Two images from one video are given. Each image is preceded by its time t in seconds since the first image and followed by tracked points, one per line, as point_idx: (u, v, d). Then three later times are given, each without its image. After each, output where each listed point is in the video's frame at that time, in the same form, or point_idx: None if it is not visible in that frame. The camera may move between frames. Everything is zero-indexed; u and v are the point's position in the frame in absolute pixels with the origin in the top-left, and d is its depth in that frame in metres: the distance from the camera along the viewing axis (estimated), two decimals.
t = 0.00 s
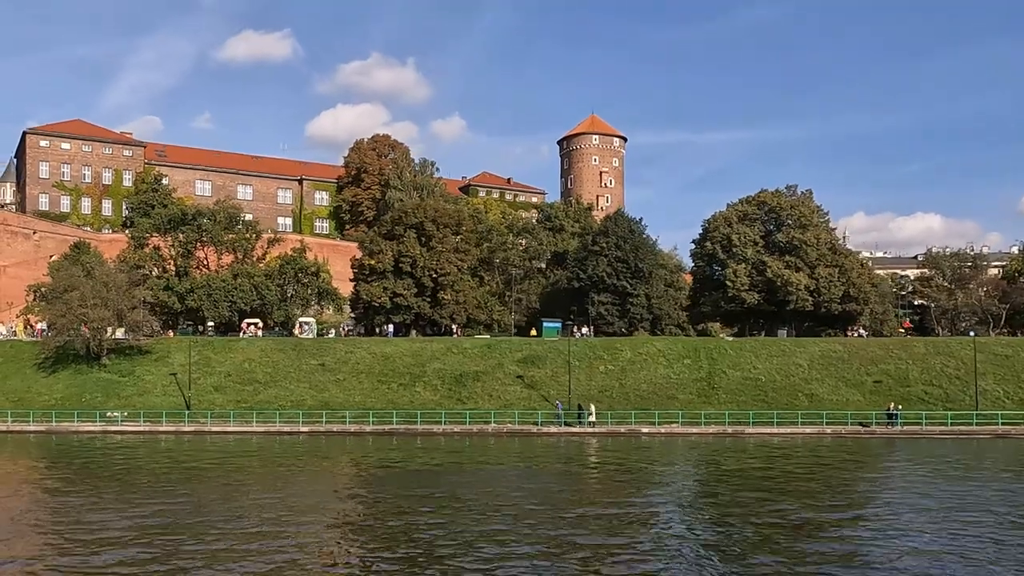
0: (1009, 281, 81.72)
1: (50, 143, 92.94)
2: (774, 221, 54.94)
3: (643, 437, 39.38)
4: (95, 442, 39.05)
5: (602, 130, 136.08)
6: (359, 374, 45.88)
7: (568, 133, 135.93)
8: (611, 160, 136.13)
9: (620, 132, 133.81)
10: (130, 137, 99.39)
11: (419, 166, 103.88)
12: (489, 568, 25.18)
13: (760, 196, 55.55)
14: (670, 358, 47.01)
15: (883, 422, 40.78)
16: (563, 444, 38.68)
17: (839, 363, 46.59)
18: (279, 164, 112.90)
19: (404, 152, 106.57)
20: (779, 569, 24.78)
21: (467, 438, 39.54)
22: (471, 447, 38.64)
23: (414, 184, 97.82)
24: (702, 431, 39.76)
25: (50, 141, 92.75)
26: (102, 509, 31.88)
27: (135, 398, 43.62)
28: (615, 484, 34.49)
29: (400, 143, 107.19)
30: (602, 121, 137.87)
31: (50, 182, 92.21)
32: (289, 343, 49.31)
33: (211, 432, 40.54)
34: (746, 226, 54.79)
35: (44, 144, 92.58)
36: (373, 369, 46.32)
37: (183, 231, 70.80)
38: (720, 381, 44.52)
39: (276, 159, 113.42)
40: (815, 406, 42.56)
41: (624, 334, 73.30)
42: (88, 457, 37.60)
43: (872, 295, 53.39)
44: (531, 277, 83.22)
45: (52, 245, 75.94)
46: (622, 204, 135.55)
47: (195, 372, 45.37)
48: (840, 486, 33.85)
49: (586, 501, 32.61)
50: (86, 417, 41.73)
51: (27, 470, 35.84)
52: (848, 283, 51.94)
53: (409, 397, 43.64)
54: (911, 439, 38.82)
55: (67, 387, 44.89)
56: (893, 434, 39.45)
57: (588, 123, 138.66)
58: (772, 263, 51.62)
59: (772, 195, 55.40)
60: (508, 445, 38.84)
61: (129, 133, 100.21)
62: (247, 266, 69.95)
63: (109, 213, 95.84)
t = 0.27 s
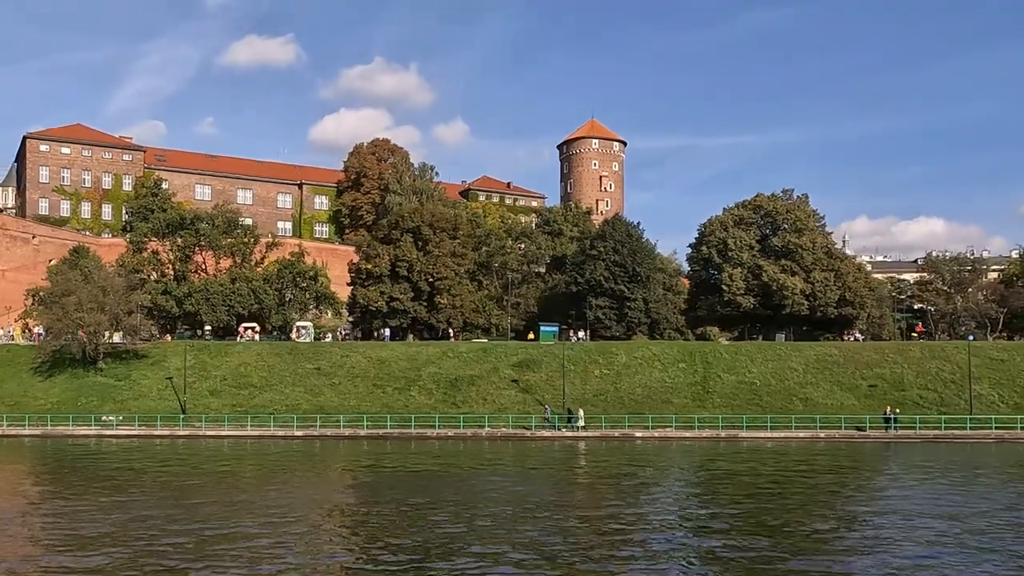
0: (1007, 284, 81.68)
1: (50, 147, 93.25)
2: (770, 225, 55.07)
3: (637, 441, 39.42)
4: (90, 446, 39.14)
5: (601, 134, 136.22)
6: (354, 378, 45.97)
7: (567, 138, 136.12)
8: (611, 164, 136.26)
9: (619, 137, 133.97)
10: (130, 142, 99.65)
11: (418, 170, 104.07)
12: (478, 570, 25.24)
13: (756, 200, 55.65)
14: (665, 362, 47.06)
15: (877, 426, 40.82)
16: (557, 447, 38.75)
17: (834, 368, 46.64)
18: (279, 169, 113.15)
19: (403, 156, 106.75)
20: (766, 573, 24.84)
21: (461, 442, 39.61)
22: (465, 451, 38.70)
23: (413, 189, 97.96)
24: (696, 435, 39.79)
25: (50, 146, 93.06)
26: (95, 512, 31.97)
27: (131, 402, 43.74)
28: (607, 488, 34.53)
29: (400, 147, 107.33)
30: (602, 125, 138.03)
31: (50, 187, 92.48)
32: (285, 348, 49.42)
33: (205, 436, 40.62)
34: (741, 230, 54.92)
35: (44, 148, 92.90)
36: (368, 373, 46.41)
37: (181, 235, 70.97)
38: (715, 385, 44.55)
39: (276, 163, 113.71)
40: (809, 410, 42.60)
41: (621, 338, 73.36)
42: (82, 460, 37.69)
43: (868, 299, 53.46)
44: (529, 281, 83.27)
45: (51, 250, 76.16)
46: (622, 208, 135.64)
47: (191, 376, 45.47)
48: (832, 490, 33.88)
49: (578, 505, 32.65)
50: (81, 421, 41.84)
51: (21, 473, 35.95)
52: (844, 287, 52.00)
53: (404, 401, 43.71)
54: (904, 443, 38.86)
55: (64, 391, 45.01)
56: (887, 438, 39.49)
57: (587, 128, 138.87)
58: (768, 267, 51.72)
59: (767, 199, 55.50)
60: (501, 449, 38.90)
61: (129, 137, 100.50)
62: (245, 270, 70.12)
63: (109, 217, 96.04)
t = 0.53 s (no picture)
0: (1003, 287, 81.67)
1: (48, 150, 93.36)
2: (764, 228, 55.19)
3: (628, 443, 39.48)
4: (83, 448, 39.21)
5: (600, 137, 136.34)
6: (348, 381, 46.01)
7: (565, 141, 136.27)
8: (609, 167, 136.41)
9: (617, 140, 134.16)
10: (128, 145, 99.79)
11: (416, 173, 104.20)
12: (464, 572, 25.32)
13: (750, 203, 55.77)
14: (659, 365, 47.12)
15: (868, 429, 40.87)
16: (549, 450, 38.80)
17: (827, 370, 46.68)
18: (277, 172, 113.28)
19: (401, 159, 106.84)
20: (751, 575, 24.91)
21: (453, 444, 39.65)
22: (457, 454, 38.73)
23: (410, 192, 98.04)
24: (687, 438, 39.84)
25: (48, 148, 93.16)
26: (87, 514, 32.05)
27: (124, 404, 43.80)
28: (599, 491, 34.58)
29: (397, 150, 107.41)
30: (600, 128, 138.16)
31: (48, 190, 92.56)
32: (279, 351, 49.47)
33: (198, 438, 40.68)
34: (735, 233, 55.03)
35: (42, 151, 93.01)
36: (362, 376, 46.47)
37: (178, 238, 71.06)
38: (708, 388, 44.61)
39: (274, 166, 113.87)
40: (801, 413, 42.64)
41: (617, 341, 73.37)
42: (75, 462, 37.76)
43: (862, 301, 53.49)
44: (526, 284, 83.30)
45: (48, 252, 76.27)
46: (620, 211, 135.74)
47: (184, 379, 45.53)
48: (823, 493, 33.91)
49: (567, 507, 32.70)
50: (74, 423, 41.90)
51: (13, 476, 36.01)
52: (838, 290, 52.06)
53: (397, 404, 43.76)
54: (895, 446, 38.92)
55: (58, 394, 45.07)
56: (878, 441, 39.54)
57: (585, 131, 139.05)
58: (762, 270, 51.79)
59: (762, 202, 55.61)
60: (493, 451, 38.95)
61: (127, 140, 100.65)
62: (242, 273, 70.20)
63: (107, 220, 96.19)
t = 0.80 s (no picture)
0: (999, 289, 81.70)
1: (46, 153, 93.48)
2: (758, 230, 55.32)
3: (619, 445, 39.56)
4: (75, 450, 39.29)
5: (597, 140, 136.50)
6: (341, 383, 46.10)
7: (563, 143, 136.41)
8: (607, 170, 136.53)
9: (615, 142, 134.30)
10: (125, 147, 99.91)
11: (414, 175, 104.33)
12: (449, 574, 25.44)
13: (744, 206, 55.88)
14: (652, 367, 47.21)
15: (859, 431, 40.97)
16: (540, 452, 38.88)
17: (820, 372, 46.75)
18: (275, 174, 113.41)
19: (399, 161, 106.94)
20: None
21: (444, 446, 39.74)
22: (448, 456, 38.78)
23: (408, 194, 98.15)
24: (678, 440, 39.93)
25: (46, 151, 93.29)
26: (78, 516, 32.11)
27: (118, 407, 43.88)
28: (589, 493, 34.62)
29: (395, 153, 107.50)
30: (598, 130, 138.30)
31: (45, 193, 92.66)
32: (273, 353, 49.53)
33: (190, 441, 40.75)
34: (729, 236, 55.17)
35: (40, 154, 93.12)
36: (355, 378, 46.56)
37: (174, 240, 71.15)
38: (701, 390, 44.68)
39: (272, 169, 114.01)
40: (793, 415, 42.73)
41: (613, 343, 73.44)
42: (68, 464, 37.84)
43: (856, 304, 53.57)
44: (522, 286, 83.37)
45: (45, 255, 76.38)
46: (618, 213, 135.83)
47: (178, 381, 45.61)
48: (812, 494, 34.01)
49: (557, 509, 32.73)
50: (67, 425, 41.97)
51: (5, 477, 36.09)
52: (832, 292, 52.16)
53: (390, 406, 43.85)
54: (885, 448, 39.01)
55: (52, 396, 45.14)
56: (868, 443, 39.63)
57: (583, 133, 139.14)
58: (755, 272, 51.91)
59: (755, 204, 55.70)
60: (485, 453, 39.03)
61: (124, 143, 100.78)
62: (238, 276, 70.30)
63: (104, 222, 96.34)
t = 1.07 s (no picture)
0: (996, 291, 81.67)
1: (44, 155, 93.61)
2: (752, 232, 55.40)
3: (611, 447, 39.62)
4: (68, 451, 39.36)
5: (595, 142, 136.54)
6: (335, 384, 46.16)
7: (562, 145, 136.49)
8: (605, 172, 136.58)
9: (613, 144, 134.40)
10: (123, 149, 100.04)
11: (411, 177, 104.41)
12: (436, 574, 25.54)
13: (738, 207, 55.97)
14: (645, 369, 47.27)
15: (851, 433, 41.03)
16: (533, 454, 38.95)
17: (814, 374, 46.78)
18: (273, 176, 113.52)
19: (397, 163, 106.99)
20: None
21: (437, 448, 39.80)
22: (441, 457, 38.86)
23: (405, 196, 98.22)
24: (670, 442, 39.99)
25: (44, 153, 93.42)
26: (70, 517, 32.20)
27: (112, 408, 43.95)
28: (580, 494, 34.70)
29: (393, 155, 107.52)
30: (597, 132, 138.32)
31: (43, 195, 92.78)
32: (268, 355, 49.58)
33: (184, 442, 40.85)
34: (723, 237, 55.26)
35: (38, 156, 93.25)
36: (350, 379, 46.62)
37: (170, 242, 71.21)
38: (694, 392, 44.73)
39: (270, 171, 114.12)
40: (786, 416, 42.78)
41: (609, 345, 73.47)
42: (61, 465, 37.95)
43: (851, 305, 53.59)
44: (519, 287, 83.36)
45: (42, 257, 76.50)
46: (616, 215, 135.84)
47: (172, 383, 45.67)
48: (803, 496, 34.10)
49: (548, 510, 32.82)
50: (61, 427, 42.04)
51: None
52: (826, 294, 52.21)
53: (383, 408, 43.92)
54: (876, 450, 39.07)
55: (46, 398, 45.21)
56: (860, 444, 39.70)
57: (582, 135, 139.24)
58: (750, 274, 51.98)
59: (750, 206, 55.79)
60: (477, 455, 39.09)
61: (122, 145, 100.90)
62: (235, 277, 70.37)
63: (102, 224, 96.48)
